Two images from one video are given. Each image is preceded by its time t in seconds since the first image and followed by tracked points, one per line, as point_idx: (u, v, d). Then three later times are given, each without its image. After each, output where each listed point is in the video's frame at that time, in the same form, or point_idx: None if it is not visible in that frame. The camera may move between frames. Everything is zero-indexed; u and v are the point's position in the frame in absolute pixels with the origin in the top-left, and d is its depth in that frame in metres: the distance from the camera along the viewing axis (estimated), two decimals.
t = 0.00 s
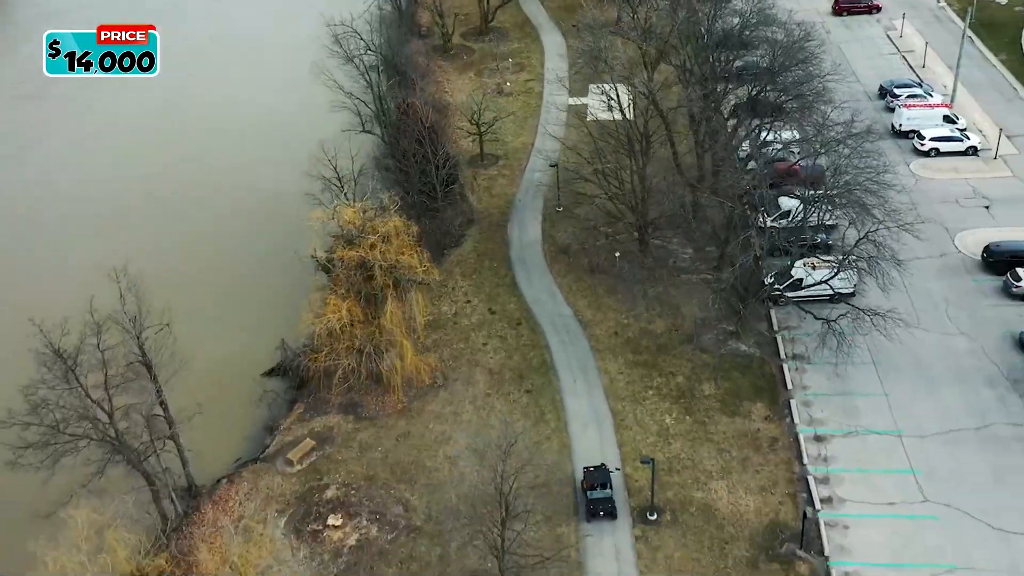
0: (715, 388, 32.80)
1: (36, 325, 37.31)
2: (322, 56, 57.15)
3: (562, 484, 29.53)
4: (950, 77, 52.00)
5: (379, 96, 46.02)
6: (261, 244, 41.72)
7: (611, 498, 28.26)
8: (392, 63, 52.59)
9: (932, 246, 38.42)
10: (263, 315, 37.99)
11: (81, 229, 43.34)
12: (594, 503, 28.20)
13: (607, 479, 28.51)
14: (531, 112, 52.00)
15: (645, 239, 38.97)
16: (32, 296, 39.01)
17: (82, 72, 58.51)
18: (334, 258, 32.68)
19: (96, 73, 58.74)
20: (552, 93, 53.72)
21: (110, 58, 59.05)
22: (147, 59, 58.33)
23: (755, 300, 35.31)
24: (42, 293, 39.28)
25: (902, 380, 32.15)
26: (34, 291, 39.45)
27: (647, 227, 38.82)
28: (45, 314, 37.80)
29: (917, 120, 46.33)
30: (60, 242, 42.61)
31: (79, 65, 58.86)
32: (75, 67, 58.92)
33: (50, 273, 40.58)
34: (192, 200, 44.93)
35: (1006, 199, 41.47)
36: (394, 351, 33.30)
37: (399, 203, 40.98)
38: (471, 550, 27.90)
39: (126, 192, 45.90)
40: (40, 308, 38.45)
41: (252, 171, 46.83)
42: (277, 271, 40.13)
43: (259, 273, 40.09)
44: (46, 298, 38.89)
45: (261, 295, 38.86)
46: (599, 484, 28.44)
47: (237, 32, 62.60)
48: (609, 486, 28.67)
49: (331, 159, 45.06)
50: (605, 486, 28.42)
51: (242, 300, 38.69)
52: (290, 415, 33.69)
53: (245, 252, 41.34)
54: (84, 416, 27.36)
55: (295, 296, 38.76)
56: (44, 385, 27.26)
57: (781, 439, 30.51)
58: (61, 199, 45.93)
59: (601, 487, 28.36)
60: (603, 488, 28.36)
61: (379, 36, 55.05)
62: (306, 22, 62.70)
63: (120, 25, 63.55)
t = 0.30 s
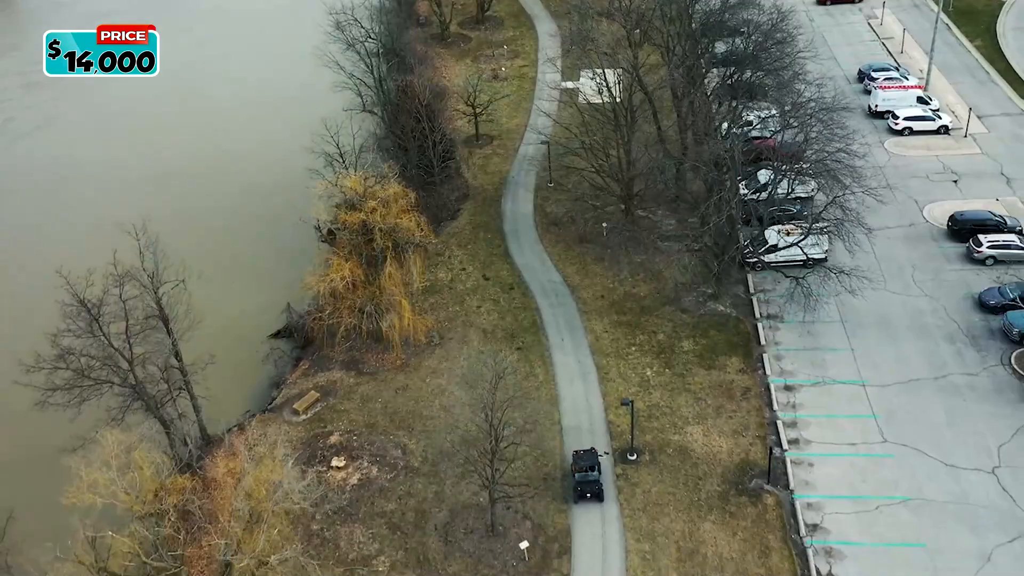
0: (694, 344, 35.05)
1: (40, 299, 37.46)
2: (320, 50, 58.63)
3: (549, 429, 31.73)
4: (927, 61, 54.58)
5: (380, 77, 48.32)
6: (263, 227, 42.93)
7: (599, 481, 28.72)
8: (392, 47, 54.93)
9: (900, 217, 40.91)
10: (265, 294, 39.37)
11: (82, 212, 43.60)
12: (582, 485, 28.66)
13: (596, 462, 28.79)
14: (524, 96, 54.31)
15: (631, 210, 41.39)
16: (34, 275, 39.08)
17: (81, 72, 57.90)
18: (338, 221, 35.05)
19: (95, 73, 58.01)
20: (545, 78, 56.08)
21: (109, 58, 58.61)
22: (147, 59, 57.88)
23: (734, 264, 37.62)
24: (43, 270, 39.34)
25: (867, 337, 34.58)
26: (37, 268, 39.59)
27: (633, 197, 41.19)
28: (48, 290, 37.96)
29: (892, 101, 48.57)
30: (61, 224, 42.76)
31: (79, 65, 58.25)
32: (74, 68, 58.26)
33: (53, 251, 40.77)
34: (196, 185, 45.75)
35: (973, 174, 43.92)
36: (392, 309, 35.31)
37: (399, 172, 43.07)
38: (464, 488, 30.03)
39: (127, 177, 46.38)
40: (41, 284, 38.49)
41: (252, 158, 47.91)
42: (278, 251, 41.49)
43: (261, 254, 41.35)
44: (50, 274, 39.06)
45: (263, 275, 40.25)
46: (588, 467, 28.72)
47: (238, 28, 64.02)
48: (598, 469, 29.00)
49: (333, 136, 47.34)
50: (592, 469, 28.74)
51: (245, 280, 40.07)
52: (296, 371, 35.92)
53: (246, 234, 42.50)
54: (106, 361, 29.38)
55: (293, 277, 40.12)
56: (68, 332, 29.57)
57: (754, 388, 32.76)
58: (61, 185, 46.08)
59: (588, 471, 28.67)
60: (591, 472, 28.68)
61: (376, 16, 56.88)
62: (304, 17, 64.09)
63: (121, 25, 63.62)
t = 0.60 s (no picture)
0: (677, 310, 37.05)
1: (45, 290, 37.43)
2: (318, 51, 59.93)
3: (539, 387, 33.70)
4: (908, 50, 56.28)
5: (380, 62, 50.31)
6: (267, 211, 44.29)
7: (586, 471, 29.34)
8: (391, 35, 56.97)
9: (876, 194, 42.96)
10: (270, 271, 41.03)
11: (85, 206, 43.59)
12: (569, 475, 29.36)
13: (584, 453, 29.45)
14: (519, 83, 56.33)
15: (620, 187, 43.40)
16: (38, 267, 38.95)
17: (82, 72, 58.25)
18: (341, 193, 37.22)
19: (95, 73, 58.39)
20: (539, 65, 58.10)
21: (109, 58, 58.86)
22: (147, 59, 58.01)
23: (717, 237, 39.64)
24: (49, 263, 39.24)
25: (840, 302, 36.60)
26: (42, 260, 39.50)
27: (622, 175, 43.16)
28: (53, 280, 37.95)
29: (872, 86, 50.51)
30: (64, 217, 42.65)
31: (79, 65, 58.43)
32: (75, 67, 58.46)
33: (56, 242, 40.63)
34: (198, 177, 46.33)
35: (947, 154, 45.62)
36: (391, 277, 37.35)
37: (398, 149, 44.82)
38: (459, 440, 31.91)
39: (129, 170, 46.55)
40: (44, 277, 38.36)
41: (253, 150, 48.95)
42: (280, 234, 42.90)
43: (264, 238, 42.78)
44: (53, 266, 38.87)
45: (266, 256, 41.76)
46: (576, 458, 29.41)
47: (238, 28, 65.29)
48: (587, 460, 29.66)
49: (336, 118, 49.35)
50: (581, 460, 29.44)
51: (250, 258, 41.66)
52: (301, 336, 37.93)
53: (250, 219, 43.81)
54: (122, 318, 31.12)
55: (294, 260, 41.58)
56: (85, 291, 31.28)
57: (732, 349, 34.78)
58: (59, 181, 45.82)
59: (578, 461, 29.36)
60: (579, 463, 29.36)
61: (374, 4, 58.76)
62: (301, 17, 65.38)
63: (120, 24, 63.48)
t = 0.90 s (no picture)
0: (664, 281, 38.92)
1: (54, 274, 38.50)
2: (320, 48, 61.20)
3: (532, 351, 35.54)
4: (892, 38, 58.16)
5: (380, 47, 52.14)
6: (273, 193, 45.93)
7: (572, 467, 29.52)
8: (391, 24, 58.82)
9: (856, 173, 44.80)
10: (277, 248, 42.78)
11: (92, 195, 44.65)
12: (556, 469, 29.63)
13: (572, 450, 29.54)
14: (515, 71, 58.19)
15: (611, 169, 45.28)
16: (46, 254, 40.00)
17: (82, 71, 59.44)
18: (344, 168, 38.88)
19: (95, 73, 59.41)
20: (535, 54, 59.95)
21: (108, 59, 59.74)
22: (147, 59, 59.21)
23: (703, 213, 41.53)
24: (57, 249, 40.29)
25: (819, 273, 38.48)
26: (51, 246, 40.58)
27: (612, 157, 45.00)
28: (61, 266, 39.02)
29: (856, 73, 52.35)
30: (71, 205, 43.71)
31: (79, 65, 59.76)
32: (75, 67, 59.80)
33: (64, 229, 41.67)
34: (202, 165, 47.58)
35: (925, 137, 47.54)
36: (392, 251, 39.26)
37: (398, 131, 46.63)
38: (456, 401, 33.66)
39: (133, 160, 47.58)
40: (52, 262, 39.43)
41: (256, 138, 50.39)
42: (286, 215, 44.60)
43: (271, 217, 44.49)
44: (60, 253, 39.92)
45: (273, 234, 43.51)
46: (564, 454, 29.53)
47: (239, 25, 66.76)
48: (575, 455, 29.82)
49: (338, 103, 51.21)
50: (567, 455, 29.58)
51: (258, 236, 43.39)
52: (306, 307, 39.76)
53: (256, 199, 45.48)
54: (140, 285, 33.03)
55: (297, 240, 43.28)
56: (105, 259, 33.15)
57: (715, 317, 36.66)
58: (65, 172, 46.81)
59: (564, 456, 29.49)
60: (566, 459, 29.49)
61: None
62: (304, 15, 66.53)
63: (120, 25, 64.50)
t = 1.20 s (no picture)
0: (653, 256, 40.66)
1: (65, 249, 39.89)
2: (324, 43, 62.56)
3: (527, 319, 37.24)
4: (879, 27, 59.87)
5: (381, 34, 53.79)
6: (280, 176, 47.65)
7: (556, 464, 29.76)
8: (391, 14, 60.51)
9: (840, 154, 46.53)
10: (285, 226, 44.54)
11: (100, 176, 46.06)
12: (540, 466, 29.85)
13: (556, 447, 29.80)
14: (513, 60, 59.93)
15: (604, 152, 47.02)
16: (56, 232, 41.42)
17: (82, 72, 59.89)
18: (348, 147, 40.84)
19: (95, 73, 60.01)
20: (532, 43, 61.68)
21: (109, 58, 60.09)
22: (147, 59, 59.60)
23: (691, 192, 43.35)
24: (67, 227, 41.67)
25: (801, 248, 40.23)
26: (60, 224, 41.95)
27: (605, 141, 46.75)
28: (71, 242, 40.42)
29: (842, 60, 54.05)
30: (80, 186, 45.15)
31: (79, 65, 60.21)
32: (75, 67, 60.23)
33: (73, 209, 43.10)
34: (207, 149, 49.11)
35: (908, 120, 49.17)
36: (393, 226, 40.92)
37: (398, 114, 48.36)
38: (454, 366, 35.27)
39: (134, 154, 48.10)
40: (62, 238, 40.81)
41: (260, 125, 51.99)
42: (294, 195, 46.43)
43: (278, 198, 46.21)
44: (69, 230, 41.29)
45: (281, 213, 45.26)
46: (548, 451, 29.80)
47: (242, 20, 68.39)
48: (560, 452, 30.06)
49: (341, 88, 52.96)
50: (551, 452, 29.82)
51: (266, 215, 45.10)
52: (310, 281, 41.45)
53: (264, 181, 47.17)
54: (154, 255, 34.80)
55: (301, 219, 44.93)
56: (120, 230, 34.92)
57: (702, 288, 38.41)
58: (73, 157, 48.24)
59: (547, 454, 29.75)
60: (550, 455, 29.74)
61: None
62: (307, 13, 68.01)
63: (120, 25, 65.19)
